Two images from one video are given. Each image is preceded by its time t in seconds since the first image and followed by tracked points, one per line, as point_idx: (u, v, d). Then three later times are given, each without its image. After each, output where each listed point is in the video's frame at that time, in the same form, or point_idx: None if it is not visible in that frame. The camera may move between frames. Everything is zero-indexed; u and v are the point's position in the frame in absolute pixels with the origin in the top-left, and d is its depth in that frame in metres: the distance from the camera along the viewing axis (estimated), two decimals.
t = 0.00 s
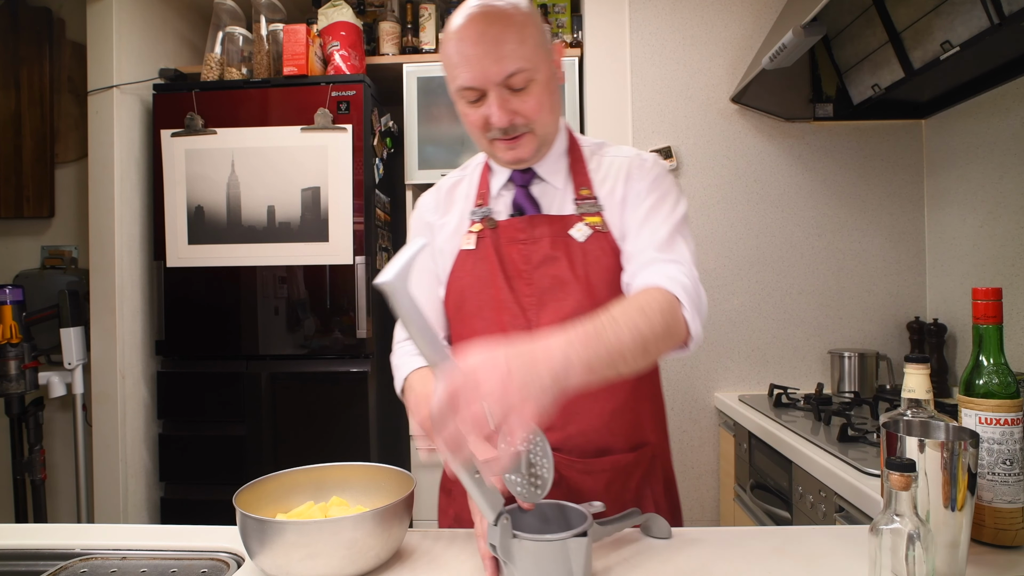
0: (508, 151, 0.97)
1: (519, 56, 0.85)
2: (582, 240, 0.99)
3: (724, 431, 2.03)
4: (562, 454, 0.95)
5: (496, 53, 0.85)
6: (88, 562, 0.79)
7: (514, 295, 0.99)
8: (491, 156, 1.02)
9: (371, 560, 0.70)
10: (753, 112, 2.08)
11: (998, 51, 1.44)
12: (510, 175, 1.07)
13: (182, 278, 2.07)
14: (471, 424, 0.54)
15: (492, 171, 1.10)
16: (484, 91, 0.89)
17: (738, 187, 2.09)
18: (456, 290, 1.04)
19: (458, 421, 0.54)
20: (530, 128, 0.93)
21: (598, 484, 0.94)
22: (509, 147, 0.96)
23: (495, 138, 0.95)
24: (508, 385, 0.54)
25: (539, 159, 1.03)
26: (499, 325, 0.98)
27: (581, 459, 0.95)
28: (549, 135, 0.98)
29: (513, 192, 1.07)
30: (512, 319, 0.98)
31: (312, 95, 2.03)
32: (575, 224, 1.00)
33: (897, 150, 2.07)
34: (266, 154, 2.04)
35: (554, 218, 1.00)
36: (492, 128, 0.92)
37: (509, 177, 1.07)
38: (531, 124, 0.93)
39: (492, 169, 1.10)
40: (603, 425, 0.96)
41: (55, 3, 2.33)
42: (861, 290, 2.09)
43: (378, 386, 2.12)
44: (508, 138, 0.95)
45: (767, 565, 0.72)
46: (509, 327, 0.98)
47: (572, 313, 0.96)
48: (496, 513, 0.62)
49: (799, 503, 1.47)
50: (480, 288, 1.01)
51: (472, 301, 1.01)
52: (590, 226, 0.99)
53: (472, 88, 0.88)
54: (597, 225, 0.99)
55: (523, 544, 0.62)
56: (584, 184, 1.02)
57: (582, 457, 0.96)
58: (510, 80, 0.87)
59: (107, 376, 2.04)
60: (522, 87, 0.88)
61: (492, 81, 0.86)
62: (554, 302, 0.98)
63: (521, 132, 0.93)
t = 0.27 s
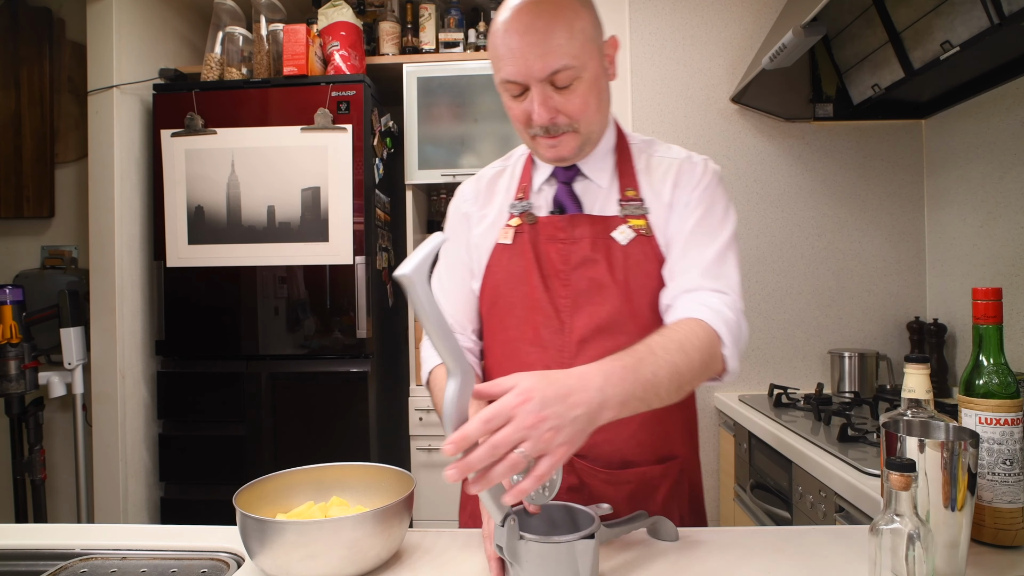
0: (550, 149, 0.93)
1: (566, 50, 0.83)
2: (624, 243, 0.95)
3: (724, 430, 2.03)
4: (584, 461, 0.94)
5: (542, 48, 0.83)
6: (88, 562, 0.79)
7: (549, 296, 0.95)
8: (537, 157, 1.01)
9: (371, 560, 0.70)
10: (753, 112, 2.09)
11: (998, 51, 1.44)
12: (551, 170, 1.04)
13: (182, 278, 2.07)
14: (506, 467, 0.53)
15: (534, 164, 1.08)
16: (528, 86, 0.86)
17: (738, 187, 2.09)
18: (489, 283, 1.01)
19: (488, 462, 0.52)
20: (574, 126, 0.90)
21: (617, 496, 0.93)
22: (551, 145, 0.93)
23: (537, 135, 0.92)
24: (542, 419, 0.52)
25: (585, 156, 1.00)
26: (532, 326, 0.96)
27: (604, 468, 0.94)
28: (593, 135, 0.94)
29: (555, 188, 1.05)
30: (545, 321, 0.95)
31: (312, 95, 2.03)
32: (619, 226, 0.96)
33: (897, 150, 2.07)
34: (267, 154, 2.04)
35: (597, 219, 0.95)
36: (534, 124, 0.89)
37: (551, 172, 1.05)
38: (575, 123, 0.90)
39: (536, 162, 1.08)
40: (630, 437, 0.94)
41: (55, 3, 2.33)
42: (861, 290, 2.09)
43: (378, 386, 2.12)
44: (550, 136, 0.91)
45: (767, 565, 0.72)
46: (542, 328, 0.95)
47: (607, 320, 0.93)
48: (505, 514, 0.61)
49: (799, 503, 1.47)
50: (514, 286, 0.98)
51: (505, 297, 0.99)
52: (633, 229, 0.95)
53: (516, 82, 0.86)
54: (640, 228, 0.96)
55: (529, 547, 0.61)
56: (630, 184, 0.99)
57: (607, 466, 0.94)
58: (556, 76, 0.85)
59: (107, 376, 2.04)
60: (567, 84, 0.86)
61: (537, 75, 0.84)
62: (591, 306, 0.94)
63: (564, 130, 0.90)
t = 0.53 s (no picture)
0: (543, 157, 0.96)
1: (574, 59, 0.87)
2: (636, 252, 0.99)
3: (724, 430, 2.03)
4: (593, 468, 0.95)
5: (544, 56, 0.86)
6: (88, 562, 0.79)
7: (557, 301, 0.96)
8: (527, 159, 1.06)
9: (371, 560, 0.70)
10: (752, 112, 2.08)
11: (997, 51, 1.44)
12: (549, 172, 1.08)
13: (182, 278, 2.07)
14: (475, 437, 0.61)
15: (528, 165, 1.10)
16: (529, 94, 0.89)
17: (738, 187, 2.09)
18: (486, 287, 1.00)
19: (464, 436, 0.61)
20: (570, 141, 0.94)
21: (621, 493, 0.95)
22: (544, 155, 0.96)
23: (533, 143, 0.95)
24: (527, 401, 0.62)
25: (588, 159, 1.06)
26: (537, 331, 0.96)
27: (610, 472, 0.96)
28: (587, 152, 0.99)
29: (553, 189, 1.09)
30: (552, 326, 0.96)
31: (312, 95, 2.03)
32: (630, 235, 0.99)
33: (897, 150, 2.07)
34: (267, 154, 2.04)
35: (609, 228, 0.98)
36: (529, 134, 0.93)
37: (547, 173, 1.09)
38: (570, 138, 0.93)
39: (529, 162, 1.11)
40: (636, 441, 0.97)
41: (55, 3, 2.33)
42: (861, 290, 2.09)
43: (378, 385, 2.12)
44: (548, 147, 0.95)
45: (767, 565, 0.72)
46: (548, 334, 0.96)
47: (615, 326, 0.96)
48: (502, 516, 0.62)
49: (799, 503, 1.47)
50: (519, 290, 0.98)
51: (505, 302, 0.98)
52: (644, 238, 1.00)
53: (518, 89, 0.89)
54: (650, 237, 1.00)
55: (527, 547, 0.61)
56: (634, 194, 1.05)
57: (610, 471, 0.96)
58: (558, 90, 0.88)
59: (107, 376, 2.04)
60: (569, 100, 0.90)
61: (541, 89, 0.88)
62: (600, 312, 0.96)
63: (560, 142, 0.93)
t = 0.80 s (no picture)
0: (652, 148, 0.91)
1: (670, 50, 0.81)
2: (713, 257, 0.94)
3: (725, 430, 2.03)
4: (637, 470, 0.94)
5: (633, 47, 0.83)
6: (88, 562, 0.79)
7: (626, 299, 0.93)
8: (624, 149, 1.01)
9: (371, 560, 0.70)
10: (752, 112, 2.08)
11: (997, 51, 1.44)
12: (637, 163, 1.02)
13: (182, 278, 2.07)
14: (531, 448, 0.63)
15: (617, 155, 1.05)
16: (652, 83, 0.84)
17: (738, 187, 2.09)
18: (553, 277, 0.96)
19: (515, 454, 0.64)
20: (686, 130, 0.88)
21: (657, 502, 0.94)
22: (655, 144, 0.90)
23: (641, 133, 0.90)
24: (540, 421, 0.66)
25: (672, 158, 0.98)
26: (603, 327, 0.93)
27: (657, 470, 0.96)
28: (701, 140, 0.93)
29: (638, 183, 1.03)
30: (619, 324, 0.92)
31: (312, 95, 2.03)
32: (708, 239, 0.94)
33: (897, 150, 2.07)
34: (267, 154, 2.04)
35: (688, 229, 0.94)
36: (645, 125, 0.88)
37: (636, 166, 1.03)
38: (687, 128, 0.88)
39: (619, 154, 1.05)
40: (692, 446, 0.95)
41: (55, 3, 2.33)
42: (861, 290, 2.09)
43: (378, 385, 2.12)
44: (655, 137, 0.89)
45: (767, 565, 0.72)
46: (614, 329, 0.92)
47: (683, 332, 0.92)
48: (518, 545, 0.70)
49: (799, 503, 1.47)
50: (587, 282, 0.95)
51: (576, 292, 0.95)
52: (723, 244, 0.95)
53: (637, 79, 0.85)
54: (729, 244, 0.96)
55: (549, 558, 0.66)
56: (719, 198, 1.01)
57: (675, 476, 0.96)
58: (682, 77, 0.84)
59: (107, 376, 2.04)
60: (690, 88, 0.85)
61: (670, 76, 0.83)
62: (666, 316, 0.93)
63: (673, 133, 0.88)
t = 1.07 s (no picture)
0: (612, 122, 0.89)
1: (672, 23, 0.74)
2: (643, 204, 0.94)
3: (724, 430, 2.03)
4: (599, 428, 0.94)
5: (627, 14, 0.74)
6: (88, 562, 0.79)
7: (575, 263, 0.90)
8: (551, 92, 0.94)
9: (371, 560, 0.70)
10: (753, 112, 2.08)
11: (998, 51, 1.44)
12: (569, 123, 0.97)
13: (182, 278, 2.07)
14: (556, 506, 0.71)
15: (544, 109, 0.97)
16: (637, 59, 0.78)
17: (738, 187, 2.09)
18: (497, 247, 0.91)
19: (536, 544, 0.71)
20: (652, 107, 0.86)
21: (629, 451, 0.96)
22: (618, 118, 0.87)
23: (607, 104, 0.86)
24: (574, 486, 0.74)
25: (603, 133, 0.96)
26: (553, 296, 0.91)
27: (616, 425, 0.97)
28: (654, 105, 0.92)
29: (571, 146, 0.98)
30: (570, 291, 0.90)
31: (312, 95, 2.03)
32: (638, 184, 0.94)
33: (897, 150, 2.07)
34: (267, 154, 2.04)
35: (622, 179, 0.92)
36: (620, 96, 0.83)
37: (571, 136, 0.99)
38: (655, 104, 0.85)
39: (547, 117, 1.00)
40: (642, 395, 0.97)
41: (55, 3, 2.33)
42: (861, 290, 2.10)
43: (378, 385, 2.12)
44: (626, 108, 0.85)
45: (766, 565, 0.72)
46: (567, 298, 0.90)
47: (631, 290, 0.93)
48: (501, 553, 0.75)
49: (799, 503, 1.47)
50: (530, 246, 0.91)
51: (520, 260, 0.91)
52: (650, 190, 0.95)
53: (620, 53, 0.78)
54: (656, 188, 0.95)
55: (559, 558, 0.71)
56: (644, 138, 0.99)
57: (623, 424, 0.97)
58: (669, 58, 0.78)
59: (107, 376, 2.04)
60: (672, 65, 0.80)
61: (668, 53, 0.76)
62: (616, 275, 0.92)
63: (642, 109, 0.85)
